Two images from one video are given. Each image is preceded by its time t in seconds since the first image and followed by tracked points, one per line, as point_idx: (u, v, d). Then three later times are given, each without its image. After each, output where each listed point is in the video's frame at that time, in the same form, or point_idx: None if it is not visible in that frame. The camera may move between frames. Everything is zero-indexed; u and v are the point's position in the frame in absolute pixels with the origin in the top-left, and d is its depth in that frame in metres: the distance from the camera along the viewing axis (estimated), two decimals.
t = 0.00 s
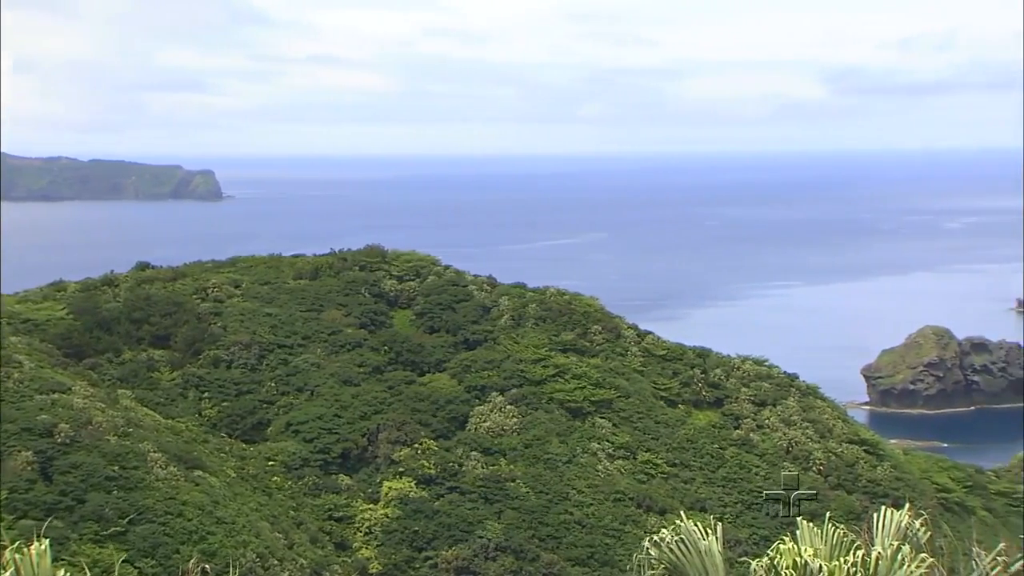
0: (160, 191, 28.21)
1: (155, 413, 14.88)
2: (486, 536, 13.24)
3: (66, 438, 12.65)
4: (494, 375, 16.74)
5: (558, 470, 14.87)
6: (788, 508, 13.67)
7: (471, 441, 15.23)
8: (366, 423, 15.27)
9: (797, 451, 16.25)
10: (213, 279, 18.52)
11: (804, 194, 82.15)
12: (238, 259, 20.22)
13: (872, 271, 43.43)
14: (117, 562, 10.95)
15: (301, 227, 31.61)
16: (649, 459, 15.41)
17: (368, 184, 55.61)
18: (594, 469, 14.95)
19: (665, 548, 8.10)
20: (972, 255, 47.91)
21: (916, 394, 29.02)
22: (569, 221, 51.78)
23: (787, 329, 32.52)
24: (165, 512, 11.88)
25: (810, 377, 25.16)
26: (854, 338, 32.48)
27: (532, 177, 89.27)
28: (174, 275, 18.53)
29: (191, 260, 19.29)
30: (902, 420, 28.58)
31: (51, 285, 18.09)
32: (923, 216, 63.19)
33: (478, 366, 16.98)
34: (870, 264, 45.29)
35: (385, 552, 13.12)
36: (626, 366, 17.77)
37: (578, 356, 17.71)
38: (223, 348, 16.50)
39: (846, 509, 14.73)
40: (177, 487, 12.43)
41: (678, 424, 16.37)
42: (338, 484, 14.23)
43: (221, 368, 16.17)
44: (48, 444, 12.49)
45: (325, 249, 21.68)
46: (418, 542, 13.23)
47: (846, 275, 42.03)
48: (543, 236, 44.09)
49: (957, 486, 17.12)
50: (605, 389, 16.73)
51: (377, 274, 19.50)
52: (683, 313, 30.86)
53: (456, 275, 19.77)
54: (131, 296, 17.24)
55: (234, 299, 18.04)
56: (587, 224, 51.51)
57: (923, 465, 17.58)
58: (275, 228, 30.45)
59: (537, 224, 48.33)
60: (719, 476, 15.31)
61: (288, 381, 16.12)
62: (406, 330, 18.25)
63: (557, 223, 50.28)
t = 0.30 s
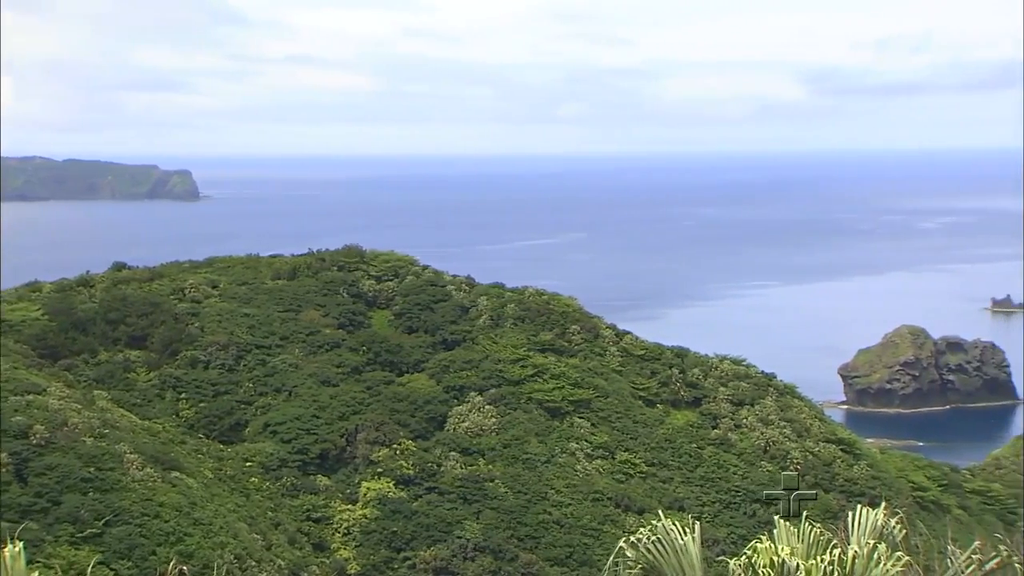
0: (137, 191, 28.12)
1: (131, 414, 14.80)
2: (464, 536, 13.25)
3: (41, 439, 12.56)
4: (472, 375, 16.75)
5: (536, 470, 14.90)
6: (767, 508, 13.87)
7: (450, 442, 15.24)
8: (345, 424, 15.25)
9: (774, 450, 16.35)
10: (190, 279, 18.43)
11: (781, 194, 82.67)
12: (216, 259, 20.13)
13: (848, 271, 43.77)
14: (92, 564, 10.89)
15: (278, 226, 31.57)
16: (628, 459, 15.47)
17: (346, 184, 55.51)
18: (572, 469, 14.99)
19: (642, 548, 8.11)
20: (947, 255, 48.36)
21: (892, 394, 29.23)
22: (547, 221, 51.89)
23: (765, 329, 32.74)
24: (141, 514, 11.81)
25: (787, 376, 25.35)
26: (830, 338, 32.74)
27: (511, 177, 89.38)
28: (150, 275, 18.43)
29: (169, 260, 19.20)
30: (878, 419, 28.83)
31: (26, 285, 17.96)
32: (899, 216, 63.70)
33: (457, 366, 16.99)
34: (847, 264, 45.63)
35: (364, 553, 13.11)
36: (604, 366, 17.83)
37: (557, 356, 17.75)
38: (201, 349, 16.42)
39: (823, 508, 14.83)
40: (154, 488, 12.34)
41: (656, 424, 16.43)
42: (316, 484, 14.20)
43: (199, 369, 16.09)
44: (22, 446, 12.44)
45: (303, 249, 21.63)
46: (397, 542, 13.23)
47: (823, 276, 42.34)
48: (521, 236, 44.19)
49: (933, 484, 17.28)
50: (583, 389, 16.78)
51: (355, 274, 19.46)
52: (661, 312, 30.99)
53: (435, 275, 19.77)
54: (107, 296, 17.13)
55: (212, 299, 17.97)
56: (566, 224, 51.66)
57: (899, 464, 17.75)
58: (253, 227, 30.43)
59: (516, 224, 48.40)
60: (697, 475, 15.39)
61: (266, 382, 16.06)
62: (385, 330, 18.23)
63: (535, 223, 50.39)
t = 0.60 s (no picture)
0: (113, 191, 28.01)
1: (108, 415, 14.73)
2: (443, 537, 13.26)
3: (17, 441, 12.49)
4: (451, 376, 16.75)
5: (515, 469, 14.94)
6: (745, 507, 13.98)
7: (429, 442, 15.25)
8: (323, 424, 15.23)
9: (752, 450, 16.46)
10: (167, 280, 18.32)
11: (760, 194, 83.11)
12: (193, 258, 20.04)
13: (825, 272, 44.07)
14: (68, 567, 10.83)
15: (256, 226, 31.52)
16: (606, 459, 15.53)
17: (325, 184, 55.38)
18: (551, 469, 15.04)
19: (621, 549, 8.13)
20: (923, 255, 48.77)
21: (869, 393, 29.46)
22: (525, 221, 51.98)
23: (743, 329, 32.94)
24: (118, 515, 11.74)
25: (764, 376, 25.53)
26: (807, 338, 32.98)
27: (490, 177, 89.39)
28: (127, 275, 18.32)
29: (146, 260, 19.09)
30: (855, 419, 29.06)
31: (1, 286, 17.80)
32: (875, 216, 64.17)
33: (436, 366, 16.99)
34: (823, 265, 45.94)
35: (342, 554, 13.12)
36: (583, 365, 17.88)
37: (535, 356, 17.79)
38: (178, 350, 16.34)
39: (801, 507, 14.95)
40: (131, 489, 12.28)
41: (635, 424, 16.49)
42: (294, 485, 14.17)
43: (176, 370, 16.01)
44: None
45: (282, 249, 21.56)
46: (375, 543, 13.24)
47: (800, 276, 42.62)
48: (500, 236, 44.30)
49: (908, 483, 17.43)
50: (562, 389, 16.83)
51: (334, 274, 19.42)
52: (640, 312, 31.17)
53: (413, 275, 19.76)
54: (83, 296, 17.00)
55: (189, 300, 17.88)
56: (545, 224, 51.81)
57: (875, 463, 17.90)
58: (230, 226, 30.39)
59: (495, 224, 48.47)
60: (675, 475, 15.47)
61: (243, 383, 16.00)
62: (363, 330, 18.21)
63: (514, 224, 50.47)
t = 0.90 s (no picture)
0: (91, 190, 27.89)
1: (85, 416, 14.64)
2: (422, 537, 13.29)
3: None
4: (429, 376, 16.75)
5: (494, 469, 14.96)
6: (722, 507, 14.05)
7: (407, 442, 15.24)
8: (301, 424, 15.20)
9: (730, 449, 16.57)
10: (144, 280, 18.21)
11: (738, 195, 83.48)
12: (171, 258, 19.94)
13: (802, 273, 44.34)
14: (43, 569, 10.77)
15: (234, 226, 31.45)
16: (585, 458, 15.58)
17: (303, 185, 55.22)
18: (530, 469, 15.07)
19: (600, 547, 8.18)
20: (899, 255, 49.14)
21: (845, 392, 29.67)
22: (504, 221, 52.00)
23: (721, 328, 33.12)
24: (94, 517, 11.68)
25: (742, 376, 25.68)
26: (784, 338, 33.18)
27: (471, 179, 89.48)
28: (104, 276, 18.20)
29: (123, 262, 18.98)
30: (832, 418, 29.27)
31: None
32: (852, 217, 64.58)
33: (415, 366, 16.99)
34: (800, 266, 46.23)
35: (320, 555, 13.10)
36: (562, 366, 17.92)
37: (514, 356, 17.82)
38: (156, 350, 16.25)
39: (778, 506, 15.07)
40: (108, 491, 12.20)
41: (614, 424, 16.54)
42: (273, 485, 14.12)
43: (153, 370, 15.93)
44: None
45: (260, 249, 21.49)
46: (354, 544, 13.24)
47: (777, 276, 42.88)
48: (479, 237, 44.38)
49: (885, 482, 17.57)
50: (541, 389, 16.85)
51: (312, 274, 19.36)
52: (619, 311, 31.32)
53: (392, 276, 19.74)
54: (59, 296, 16.87)
55: (166, 301, 17.78)
56: (525, 224, 51.90)
57: (852, 462, 18.03)
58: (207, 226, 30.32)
59: (474, 224, 48.52)
60: (653, 475, 15.54)
61: (221, 383, 15.93)
62: (342, 330, 18.17)
63: (494, 224, 50.53)
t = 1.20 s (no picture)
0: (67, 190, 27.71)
1: (60, 418, 14.54)
2: (400, 537, 13.34)
3: None
4: (408, 376, 16.74)
5: (473, 469, 15.00)
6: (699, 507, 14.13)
7: (385, 442, 15.22)
8: (279, 425, 15.13)
9: (708, 448, 16.66)
10: (120, 280, 18.07)
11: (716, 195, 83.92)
12: (147, 258, 19.81)
13: (780, 273, 44.59)
14: (18, 571, 10.69)
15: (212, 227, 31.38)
16: (563, 458, 15.64)
17: (281, 185, 54.99)
18: (508, 469, 15.12)
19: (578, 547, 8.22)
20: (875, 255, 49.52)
21: (822, 391, 29.86)
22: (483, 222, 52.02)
23: (698, 329, 33.29)
24: (69, 519, 11.62)
25: (720, 376, 25.80)
26: (761, 338, 33.38)
27: (450, 179, 89.55)
28: (80, 276, 18.04)
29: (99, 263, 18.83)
30: (808, 417, 29.47)
31: None
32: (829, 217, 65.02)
33: (393, 367, 16.98)
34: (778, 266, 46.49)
35: (298, 556, 13.09)
36: (540, 365, 17.96)
37: (493, 356, 17.85)
38: (132, 351, 16.15)
39: (754, 506, 15.19)
40: (83, 493, 12.12)
41: (592, 423, 16.58)
42: (250, 487, 14.06)
43: (130, 372, 15.83)
44: None
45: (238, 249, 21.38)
46: (332, 544, 13.26)
47: (755, 276, 43.09)
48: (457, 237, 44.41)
49: (862, 481, 17.71)
50: (519, 389, 16.87)
51: (290, 274, 19.28)
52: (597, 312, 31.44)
53: (370, 276, 19.70)
54: (34, 296, 16.71)
55: (143, 301, 17.67)
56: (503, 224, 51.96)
57: (828, 461, 18.16)
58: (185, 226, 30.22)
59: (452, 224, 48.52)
60: (632, 474, 15.61)
61: (199, 384, 15.84)
62: (320, 331, 18.12)
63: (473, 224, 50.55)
